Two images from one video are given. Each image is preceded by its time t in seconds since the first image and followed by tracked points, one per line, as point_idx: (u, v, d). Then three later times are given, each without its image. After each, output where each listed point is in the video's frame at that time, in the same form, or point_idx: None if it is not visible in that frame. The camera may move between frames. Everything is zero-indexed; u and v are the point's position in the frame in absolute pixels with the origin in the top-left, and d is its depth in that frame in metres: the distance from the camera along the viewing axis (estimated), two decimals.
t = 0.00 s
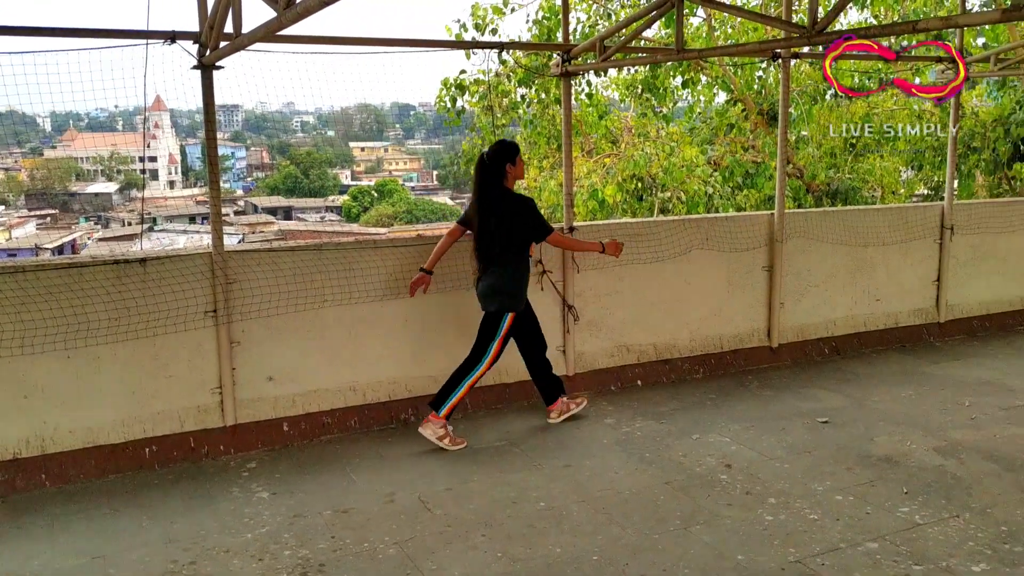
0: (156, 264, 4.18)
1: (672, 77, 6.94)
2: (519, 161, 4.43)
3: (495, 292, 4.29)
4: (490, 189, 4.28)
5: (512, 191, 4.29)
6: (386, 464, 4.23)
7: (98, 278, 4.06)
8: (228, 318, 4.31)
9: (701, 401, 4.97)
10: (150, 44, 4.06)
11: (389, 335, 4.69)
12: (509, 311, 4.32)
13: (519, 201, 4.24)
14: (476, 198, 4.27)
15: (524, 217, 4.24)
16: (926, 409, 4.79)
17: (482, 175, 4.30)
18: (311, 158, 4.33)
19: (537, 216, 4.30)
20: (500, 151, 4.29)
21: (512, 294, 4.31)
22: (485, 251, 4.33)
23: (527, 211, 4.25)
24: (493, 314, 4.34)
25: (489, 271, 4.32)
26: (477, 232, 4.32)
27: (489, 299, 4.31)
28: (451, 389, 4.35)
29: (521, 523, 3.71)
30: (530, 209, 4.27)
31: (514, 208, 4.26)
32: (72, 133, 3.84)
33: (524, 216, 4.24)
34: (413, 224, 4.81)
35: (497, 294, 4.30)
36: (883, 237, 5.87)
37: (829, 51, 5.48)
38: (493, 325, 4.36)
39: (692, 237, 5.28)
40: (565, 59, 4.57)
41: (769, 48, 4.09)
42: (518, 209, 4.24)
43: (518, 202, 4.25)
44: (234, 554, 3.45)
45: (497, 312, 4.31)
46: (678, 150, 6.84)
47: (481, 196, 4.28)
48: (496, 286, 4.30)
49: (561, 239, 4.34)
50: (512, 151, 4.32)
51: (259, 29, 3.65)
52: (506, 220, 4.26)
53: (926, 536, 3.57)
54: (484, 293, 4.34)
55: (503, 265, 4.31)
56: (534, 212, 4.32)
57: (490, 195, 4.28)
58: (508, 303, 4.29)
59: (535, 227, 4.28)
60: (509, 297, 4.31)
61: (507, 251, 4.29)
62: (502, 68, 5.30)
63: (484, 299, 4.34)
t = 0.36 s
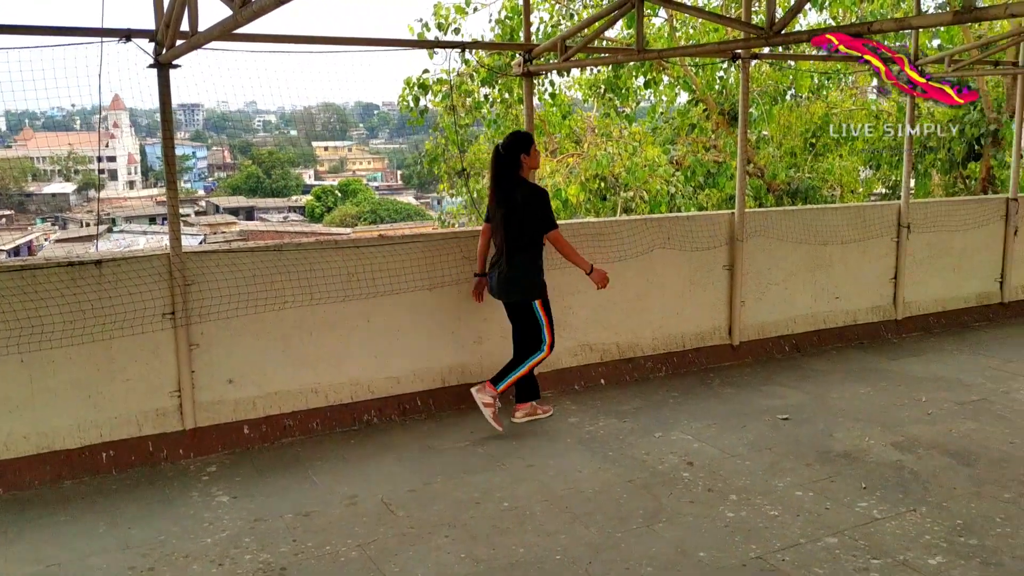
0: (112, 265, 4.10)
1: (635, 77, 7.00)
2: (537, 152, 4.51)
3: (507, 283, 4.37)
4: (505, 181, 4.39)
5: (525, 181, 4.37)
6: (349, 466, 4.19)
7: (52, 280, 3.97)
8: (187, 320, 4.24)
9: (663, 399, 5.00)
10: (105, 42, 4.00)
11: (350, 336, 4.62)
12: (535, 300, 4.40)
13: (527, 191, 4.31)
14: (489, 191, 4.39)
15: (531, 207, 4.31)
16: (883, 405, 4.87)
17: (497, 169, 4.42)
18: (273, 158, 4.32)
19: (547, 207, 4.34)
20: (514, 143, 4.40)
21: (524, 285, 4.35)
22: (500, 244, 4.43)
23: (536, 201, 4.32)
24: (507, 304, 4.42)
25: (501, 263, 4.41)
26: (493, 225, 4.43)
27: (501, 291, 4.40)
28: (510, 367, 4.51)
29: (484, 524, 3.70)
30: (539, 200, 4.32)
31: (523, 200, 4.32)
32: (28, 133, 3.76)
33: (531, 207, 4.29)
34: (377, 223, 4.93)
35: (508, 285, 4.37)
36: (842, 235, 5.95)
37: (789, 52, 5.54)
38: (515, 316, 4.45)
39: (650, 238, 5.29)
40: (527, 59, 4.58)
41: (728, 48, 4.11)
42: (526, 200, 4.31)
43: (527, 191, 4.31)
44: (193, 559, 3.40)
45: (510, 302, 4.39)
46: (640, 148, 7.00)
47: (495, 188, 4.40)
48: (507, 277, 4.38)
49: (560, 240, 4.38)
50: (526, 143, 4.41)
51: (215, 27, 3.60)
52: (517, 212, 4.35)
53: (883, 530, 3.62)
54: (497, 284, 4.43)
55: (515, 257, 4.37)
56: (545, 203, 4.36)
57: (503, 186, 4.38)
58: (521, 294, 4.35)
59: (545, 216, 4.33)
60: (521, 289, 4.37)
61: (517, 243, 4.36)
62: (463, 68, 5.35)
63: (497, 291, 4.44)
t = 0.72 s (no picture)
0: (74, 266, 4.02)
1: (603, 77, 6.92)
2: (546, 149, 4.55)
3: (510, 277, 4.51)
4: (510, 180, 4.48)
5: (528, 180, 4.44)
6: (316, 467, 4.15)
7: (12, 281, 3.89)
8: (150, 322, 4.17)
9: (632, 397, 5.02)
10: (64, 40, 3.95)
11: (318, 337, 4.57)
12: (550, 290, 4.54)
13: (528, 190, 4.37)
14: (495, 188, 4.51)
15: (531, 207, 4.37)
16: (848, 401, 4.92)
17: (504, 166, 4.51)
18: (241, 157, 4.28)
19: (548, 206, 4.39)
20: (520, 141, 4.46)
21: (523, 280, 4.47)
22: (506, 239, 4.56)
23: (536, 202, 4.37)
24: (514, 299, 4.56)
25: (505, 258, 4.54)
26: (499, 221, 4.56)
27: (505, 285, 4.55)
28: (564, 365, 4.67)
29: (453, 524, 3.69)
30: (539, 200, 4.38)
31: (525, 197, 4.40)
32: None
33: (529, 205, 4.36)
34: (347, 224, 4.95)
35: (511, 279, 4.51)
36: (808, 234, 6.01)
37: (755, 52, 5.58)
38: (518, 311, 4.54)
39: (618, 237, 5.31)
40: (495, 58, 4.56)
41: (693, 47, 4.14)
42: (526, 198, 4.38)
43: (528, 191, 4.38)
44: (158, 564, 3.34)
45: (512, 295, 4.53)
46: (609, 147, 7.06)
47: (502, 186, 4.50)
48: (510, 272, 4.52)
49: (537, 242, 4.35)
50: (533, 141, 4.45)
51: (176, 24, 3.56)
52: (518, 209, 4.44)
53: (848, 525, 3.66)
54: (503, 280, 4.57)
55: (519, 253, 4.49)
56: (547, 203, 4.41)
57: (509, 185, 4.48)
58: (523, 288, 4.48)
59: (544, 216, 4.39)
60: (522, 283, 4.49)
61: (518, 239, 4.46)
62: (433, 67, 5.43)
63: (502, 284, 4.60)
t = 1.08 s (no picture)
0: (23, 269, 3.92)
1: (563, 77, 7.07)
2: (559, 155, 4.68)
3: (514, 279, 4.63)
4: (523, 185, 4.61)
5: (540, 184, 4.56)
6: (274, 471, 4.11)
7: None
8: (102, 325, 4.10)
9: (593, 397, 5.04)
10: (12, 39, 3.87)
11: (276, 340, 4.52)
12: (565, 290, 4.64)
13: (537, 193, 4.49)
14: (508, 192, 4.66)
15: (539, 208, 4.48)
16: (804, 398, 4.99)
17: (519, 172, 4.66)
18: (200, 157, 4.27)
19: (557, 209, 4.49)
20: (533, 148, 4.59)
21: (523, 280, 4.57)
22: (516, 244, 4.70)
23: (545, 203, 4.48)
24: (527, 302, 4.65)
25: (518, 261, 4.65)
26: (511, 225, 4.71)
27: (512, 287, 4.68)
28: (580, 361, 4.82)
29: (413, 526, 3.67)
30: (549, 202, 4.48)
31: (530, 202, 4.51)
32: None
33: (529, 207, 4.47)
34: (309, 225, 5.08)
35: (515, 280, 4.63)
36: (764, 233, 6.09)
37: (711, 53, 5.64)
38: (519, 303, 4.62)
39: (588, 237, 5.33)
40: (453, 58, 4.55)
41: (650, 48, 4.15)
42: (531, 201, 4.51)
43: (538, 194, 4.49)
44: (110, 572, 3.26)
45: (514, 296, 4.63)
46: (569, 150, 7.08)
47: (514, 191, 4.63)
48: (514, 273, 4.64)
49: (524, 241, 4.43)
50: (545, 147, 4.59)
51: (126, 22, 3.50)
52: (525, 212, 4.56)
53: (804, 521, 3.70)
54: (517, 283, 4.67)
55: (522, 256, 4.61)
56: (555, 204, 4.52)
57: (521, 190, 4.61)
58: (524, 290, 4.56)
59: (551, 217, 4.48)
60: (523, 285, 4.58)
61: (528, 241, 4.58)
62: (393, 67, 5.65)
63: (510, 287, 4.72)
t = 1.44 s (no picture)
0: None
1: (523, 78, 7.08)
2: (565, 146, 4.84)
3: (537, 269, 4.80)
4: (533, 175, 4.77)
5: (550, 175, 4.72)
6: (232, 475, 4.05)
7: None
8: (54, 330, 4.00)
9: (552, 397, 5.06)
10: None
11: (233, 343, 4.47)
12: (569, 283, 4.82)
13: (549, 184, 4.65)
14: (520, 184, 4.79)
15: (553, 199, 4.65)
16: (761, 394, 5.05)
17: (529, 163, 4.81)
18: (156, 159, 4.28)
19: (568, 200, 4.66)
20: (542, 138, 4.74)
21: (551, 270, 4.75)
22: (530, 234, 4.86)
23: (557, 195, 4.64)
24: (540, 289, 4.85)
25: (532, 249, 4.85)
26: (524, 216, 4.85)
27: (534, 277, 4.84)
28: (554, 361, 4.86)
29: (372, 529, 3.64)
30: (561, 193, 4.65)
31: (548, 191, 4.68)
32: None
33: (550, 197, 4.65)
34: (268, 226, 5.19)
35: (538, 271, 4.80)
36: (722, 232, 6.15)
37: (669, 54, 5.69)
38: (548, 304, 4.78)
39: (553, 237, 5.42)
40: (410, 58, 4.52)
41: (606, 49, 4.16)
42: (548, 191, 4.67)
43: (550, 185, 4.65)
44: None
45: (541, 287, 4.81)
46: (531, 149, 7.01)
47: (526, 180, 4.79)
48: (536, 264, 4.80)
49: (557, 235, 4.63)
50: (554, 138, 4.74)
51: (72, 20, 3.43)
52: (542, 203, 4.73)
53: (762, 517, 3.74)
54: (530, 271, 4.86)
55: (541, 246, 4.79)
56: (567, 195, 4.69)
57: (533, 180, 4.76)
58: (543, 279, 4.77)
59: (564, 208, 4.66)
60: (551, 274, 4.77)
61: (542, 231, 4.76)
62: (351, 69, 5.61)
63: (531, 277, 4.88)
